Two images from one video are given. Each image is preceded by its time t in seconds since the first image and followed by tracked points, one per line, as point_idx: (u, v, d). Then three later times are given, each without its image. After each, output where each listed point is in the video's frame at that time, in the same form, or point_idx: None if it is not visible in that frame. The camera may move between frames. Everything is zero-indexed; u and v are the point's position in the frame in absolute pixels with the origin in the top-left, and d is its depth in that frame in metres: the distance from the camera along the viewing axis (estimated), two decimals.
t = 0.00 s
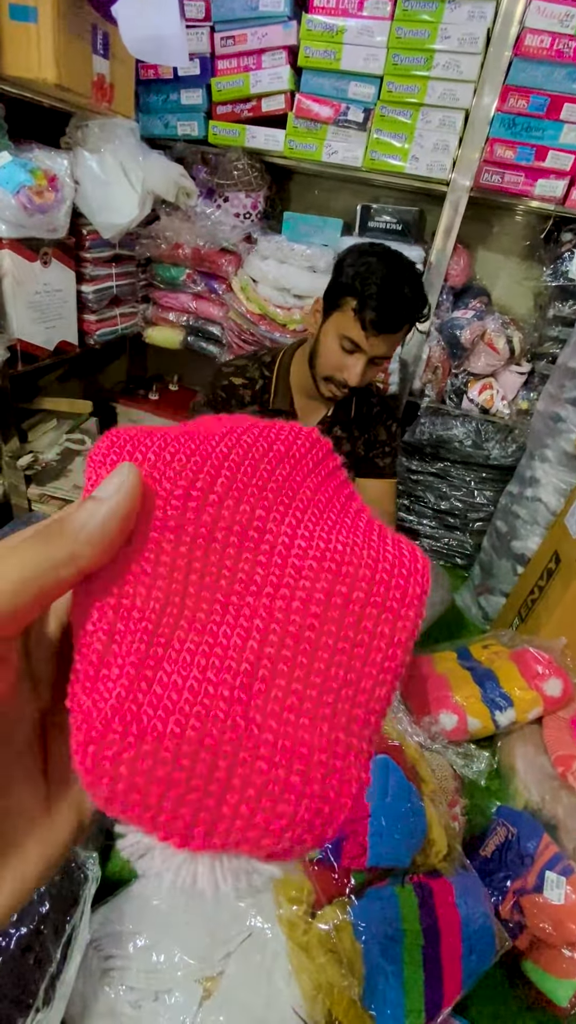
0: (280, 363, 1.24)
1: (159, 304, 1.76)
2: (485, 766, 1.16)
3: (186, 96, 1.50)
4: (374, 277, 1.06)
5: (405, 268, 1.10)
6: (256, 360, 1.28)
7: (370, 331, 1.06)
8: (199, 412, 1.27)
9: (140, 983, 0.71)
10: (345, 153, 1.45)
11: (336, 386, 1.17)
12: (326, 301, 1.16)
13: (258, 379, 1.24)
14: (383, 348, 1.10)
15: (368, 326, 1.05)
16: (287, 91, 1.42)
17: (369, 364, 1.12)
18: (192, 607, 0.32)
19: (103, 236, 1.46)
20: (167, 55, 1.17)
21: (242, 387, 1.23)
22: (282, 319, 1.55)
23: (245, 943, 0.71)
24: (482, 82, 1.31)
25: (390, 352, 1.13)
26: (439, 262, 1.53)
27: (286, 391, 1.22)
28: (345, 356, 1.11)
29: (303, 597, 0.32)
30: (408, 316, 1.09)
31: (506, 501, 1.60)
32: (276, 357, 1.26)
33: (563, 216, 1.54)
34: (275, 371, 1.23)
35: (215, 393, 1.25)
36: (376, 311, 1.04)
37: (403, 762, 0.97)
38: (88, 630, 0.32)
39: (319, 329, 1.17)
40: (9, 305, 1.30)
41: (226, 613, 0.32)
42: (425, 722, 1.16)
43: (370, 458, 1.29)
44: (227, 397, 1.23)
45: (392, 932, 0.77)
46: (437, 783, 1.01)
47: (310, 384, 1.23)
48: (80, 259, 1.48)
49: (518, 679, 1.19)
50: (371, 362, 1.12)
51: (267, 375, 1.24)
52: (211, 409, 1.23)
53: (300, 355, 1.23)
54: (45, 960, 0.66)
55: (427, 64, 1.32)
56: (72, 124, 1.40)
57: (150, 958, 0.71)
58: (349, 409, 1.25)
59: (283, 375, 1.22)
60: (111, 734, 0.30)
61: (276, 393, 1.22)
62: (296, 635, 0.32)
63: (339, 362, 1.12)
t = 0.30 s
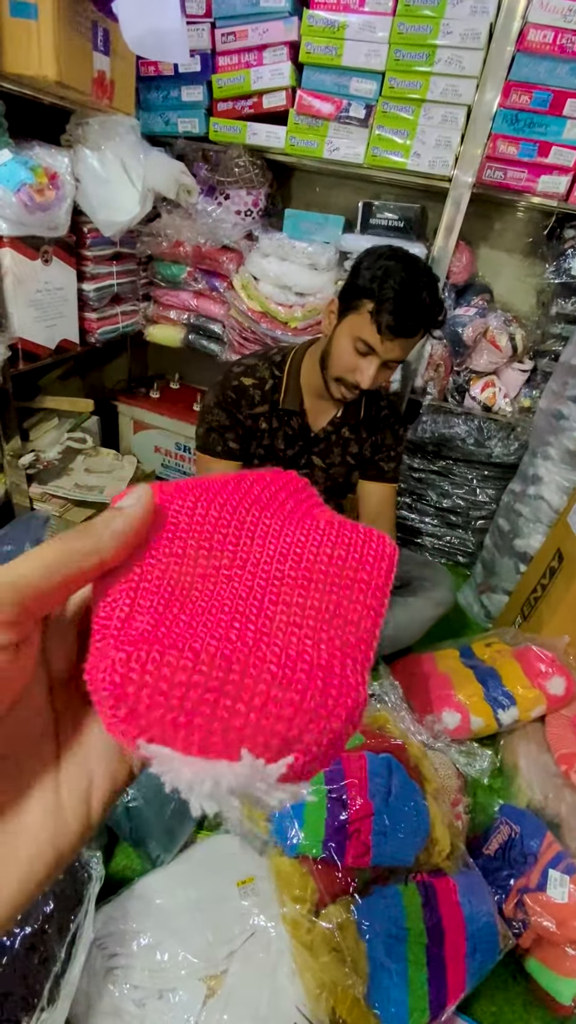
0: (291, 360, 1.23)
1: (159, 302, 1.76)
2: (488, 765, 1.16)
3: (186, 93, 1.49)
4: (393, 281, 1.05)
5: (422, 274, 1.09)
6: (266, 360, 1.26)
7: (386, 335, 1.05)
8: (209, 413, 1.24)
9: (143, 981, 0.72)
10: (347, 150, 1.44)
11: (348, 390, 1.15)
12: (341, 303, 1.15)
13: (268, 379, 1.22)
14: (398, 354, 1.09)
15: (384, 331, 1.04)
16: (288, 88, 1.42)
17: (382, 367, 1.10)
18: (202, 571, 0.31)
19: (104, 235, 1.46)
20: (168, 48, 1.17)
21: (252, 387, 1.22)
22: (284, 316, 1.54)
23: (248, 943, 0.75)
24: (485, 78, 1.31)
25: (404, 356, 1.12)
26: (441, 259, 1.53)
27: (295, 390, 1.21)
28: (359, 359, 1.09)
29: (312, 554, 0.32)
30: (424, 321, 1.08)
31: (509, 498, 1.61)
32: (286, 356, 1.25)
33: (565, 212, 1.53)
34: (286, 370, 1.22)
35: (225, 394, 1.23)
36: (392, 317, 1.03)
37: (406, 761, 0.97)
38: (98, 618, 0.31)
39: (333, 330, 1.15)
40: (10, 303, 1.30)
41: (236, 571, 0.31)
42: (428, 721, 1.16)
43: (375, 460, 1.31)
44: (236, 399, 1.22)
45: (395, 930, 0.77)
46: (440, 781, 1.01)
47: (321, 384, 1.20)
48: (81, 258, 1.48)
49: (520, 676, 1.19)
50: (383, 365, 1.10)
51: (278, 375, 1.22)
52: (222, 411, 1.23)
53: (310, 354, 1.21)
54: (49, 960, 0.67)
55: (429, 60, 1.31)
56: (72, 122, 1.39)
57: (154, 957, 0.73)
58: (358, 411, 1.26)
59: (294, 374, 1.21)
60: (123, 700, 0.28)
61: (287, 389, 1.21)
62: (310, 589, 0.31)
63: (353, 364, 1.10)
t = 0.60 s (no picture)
0: (295, 355, 1.22)
1: (160, 299, 1.76)
2: (488, 762, 1.16)
3: (186, 89, 1.48)
4: (402, 276, 1.05)
5: (430, 270, 1.09)
6: (269, 353, 1.26)
7: (394, 330, 1.05)
8: (205, 404, 1.23)
9: (144, 976, 0.72)
10: (347, 146, 1.44)
11: (353, 384, 1.14)
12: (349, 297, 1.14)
13: (271, 373, 1.22)
14: (406, 348, 1.09)
15: (393, 326, 1.04)
16: (288, 83, 1.41)
17: (389, 363, 1.10)
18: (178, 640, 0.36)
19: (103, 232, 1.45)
20: (168, 45, 1.17)
21: (253, 381, 1.22)
22: (284, 314, 1.53)
23: (249, 938, 0.76)
24: (485, 75, 1.30)
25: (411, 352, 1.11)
26: (441, 256, 1.52)
27: (299, 385, 1.21)
28: (367, 355, 1.09)
29: (267, 638, 0.38)
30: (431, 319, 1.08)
31: (510, 495, 1.60)
32: (290, 350, 1.24)
33: (567, 208, 1.53)
34: (290, 366, 1.22)
35: (225, 387, 1.22)
36: (402, 311, 1.03)
37: (407, 757, 0.97)
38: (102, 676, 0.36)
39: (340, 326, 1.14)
40: (9, 299, 1.30)
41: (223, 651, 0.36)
42: (428, 718, 1.16)
43: (375, 458, 1.30)
44: (236, 392, 1.21)
45: (395, 926, 0.78)
46: (441, 778, 1.01)
47: (326, 382, 1.20)
48: (81, 255, 1.48)
49: (520, 673, 1.19)
50: (391, 361, 1.10)
51: (282, 371, 1.22)
52: (220, 402, 1.22)
53: (314, 352, 1.20)
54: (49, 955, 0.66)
55: (430, 55, 1.30)
56: (72, 118, 1.39)
57: (154, 952, 0.73)
58: (361, 408, 1.25)
59: (297, 373, 1.20)
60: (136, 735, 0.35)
61: (289, 385, 1.21)
62: (260, 668, 0.37)
63: (361, 359, 1.09)
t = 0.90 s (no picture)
0: (288, 355, 1.24)
1: (159, 298, 1.76)
2: (487, 758, 1.17)
3: (185, 88, 1.48)
4: (384, 262, 1.06)
5: (415, 257, 1.09)
6: (265, 349, 1.28)
7: (375, 311, 1.04)
8: (200, 397, 1.25)
9: (144, 970, 0.72)
10: (346, 145, 1.44)
11: (341, 371, 1.14)
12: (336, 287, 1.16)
13: (266, 368, 1.25)
14: (389, 330, 1.08)
15: (374, 307, 1.04)
16: (287, 82, 1.42)
17: (374, 347, 1.10)
18: (198, 620, 0.34)
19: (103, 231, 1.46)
20: (167, 44, 1.17)
21: (248, 373, 1.24)
22: (283, 312, 1.54)
23: (248, 933, 0.76)
24: (484, 73, 1.31)
25: (397, 334, 1.10)
26: (440, 255, 1.53)
27: (293, 381, 1.23)
28: (351, 338, 1.09)
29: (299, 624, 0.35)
30: (415, 302, 1.07)
31: (508, 494, 1.61)
32: (286, 348, 1.26)
33: (565, 207, 1.53)
34: (285, 364, 1.24)
35: (219, 379, 1.24)
36: (383, 294, 1.03)
37: (405, 754, 0.98)
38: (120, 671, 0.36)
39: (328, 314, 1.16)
40: (9, 299, 1.30)
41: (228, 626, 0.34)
42: (427, 714, 1.17)
43: (372, 455, 1.31)
44: (230, 383, 1.24)
45: (394, 921, 0.77)
46: (439, 774, 1.01)
47: (318, 375, 1.20)
48: (81, 254, 1.48)
49: (519, 670, 1.20)
50: (375, 346, 1.10)
51: (276, 364, 1.25)
52: (214, 394, 1.24)
53: (309, 347, 1.22)
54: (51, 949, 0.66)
55: (428, 53, 1.30)
56: (71, 117, 1.39)
57: (155, 947, 0.74)
58: (356, 402, 1.26)
59: (291, 367, 1.23)
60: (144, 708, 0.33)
61: (284, 379, 1.23)
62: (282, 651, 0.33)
63: (346, 344, 1.09)
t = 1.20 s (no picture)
0: (280, 353, 1.25)
1: (161, 299, 1.77)
2: (488, 756, 1.18)
3: (188, 90, 1.49)
4: (365, 251, 1.07)
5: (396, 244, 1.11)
6: (257, 348, 1.29)
7: (362, 300, 1.07)
8: (200, 402, 1.26)
9: (151, 963, 0.73)
10: (348, 147, 1.45)
11: (334, 362, 1.16)
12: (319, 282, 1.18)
13: (259, 367, 1.26)
14: (378, 320, 1.11)
15: (361, 297, 1.07)
16: (289, 84, 1.42)
17: (364, 336, 1.12)
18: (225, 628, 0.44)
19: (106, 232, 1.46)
20: (170, 46, 1.18)
21: (243, 373, 1.26)
22: (285, 313, 1.55)
23: (253, 928, 0.76)
24: (486, 74, 1.31)
25: (386, 322, 1.13)
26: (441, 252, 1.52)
27: (286, 377, 1.24)
28: (341, 329, 1.12)
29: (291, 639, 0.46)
30: (399, 287, 1.09)
31: (509, 493, 1.62)
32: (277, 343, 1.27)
33: (566, 208, 1.54)
34: (277, 360, 1.25)
35: (216, 383, 1.25)
36: (368, 282, 1.05)
37: (407, 751, 0.99)
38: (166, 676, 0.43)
39: (314, 308, 1.18)
40: (14, 301, 1.32)
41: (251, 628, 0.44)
42: (428, 712, 1.18)
43: (367, 444, 1.32)
44: (228, 387, 1.25)
45: (397, 914, 0.80)
46: (441, 772, 1.03)
47: (311, 370, 1.23)
48: (84, 255, 1.49)
49: (519, 669, 1.21)
50: (365, 334, 1.13)
51: (269, 363, 1.26)
52: (213, 397, 1.25)
53: (299, 342, 1.25)
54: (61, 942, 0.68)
55: (430, 56, 1.31)
56: (75, 119, 1.40)
57: (161, 940, 0.75)
58: (349, 393, 1.29)
59: (284, 364, 1.24)
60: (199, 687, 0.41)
61: (277, 378, 1.24)
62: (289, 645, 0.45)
63: (336, 335, 1.12)
